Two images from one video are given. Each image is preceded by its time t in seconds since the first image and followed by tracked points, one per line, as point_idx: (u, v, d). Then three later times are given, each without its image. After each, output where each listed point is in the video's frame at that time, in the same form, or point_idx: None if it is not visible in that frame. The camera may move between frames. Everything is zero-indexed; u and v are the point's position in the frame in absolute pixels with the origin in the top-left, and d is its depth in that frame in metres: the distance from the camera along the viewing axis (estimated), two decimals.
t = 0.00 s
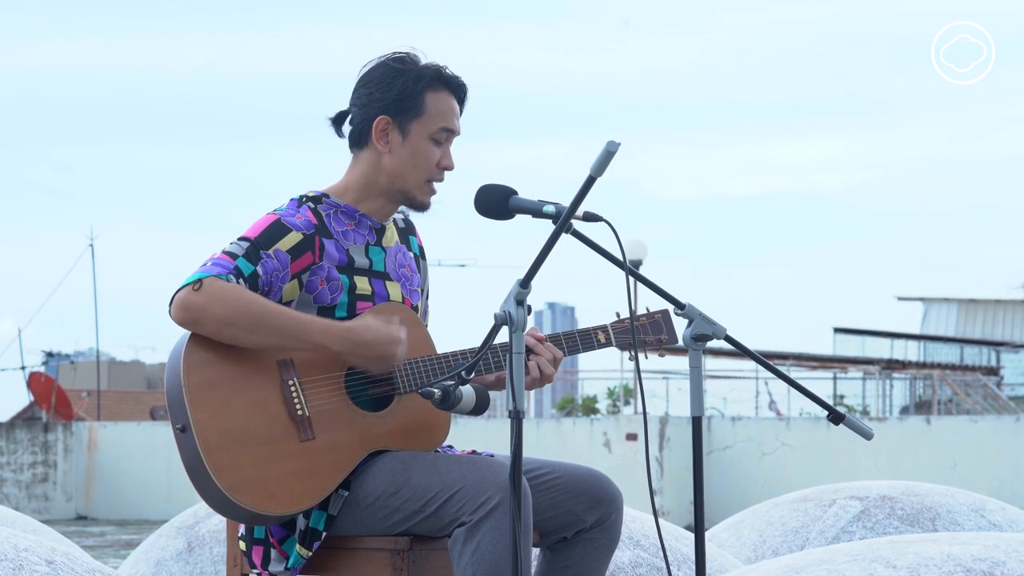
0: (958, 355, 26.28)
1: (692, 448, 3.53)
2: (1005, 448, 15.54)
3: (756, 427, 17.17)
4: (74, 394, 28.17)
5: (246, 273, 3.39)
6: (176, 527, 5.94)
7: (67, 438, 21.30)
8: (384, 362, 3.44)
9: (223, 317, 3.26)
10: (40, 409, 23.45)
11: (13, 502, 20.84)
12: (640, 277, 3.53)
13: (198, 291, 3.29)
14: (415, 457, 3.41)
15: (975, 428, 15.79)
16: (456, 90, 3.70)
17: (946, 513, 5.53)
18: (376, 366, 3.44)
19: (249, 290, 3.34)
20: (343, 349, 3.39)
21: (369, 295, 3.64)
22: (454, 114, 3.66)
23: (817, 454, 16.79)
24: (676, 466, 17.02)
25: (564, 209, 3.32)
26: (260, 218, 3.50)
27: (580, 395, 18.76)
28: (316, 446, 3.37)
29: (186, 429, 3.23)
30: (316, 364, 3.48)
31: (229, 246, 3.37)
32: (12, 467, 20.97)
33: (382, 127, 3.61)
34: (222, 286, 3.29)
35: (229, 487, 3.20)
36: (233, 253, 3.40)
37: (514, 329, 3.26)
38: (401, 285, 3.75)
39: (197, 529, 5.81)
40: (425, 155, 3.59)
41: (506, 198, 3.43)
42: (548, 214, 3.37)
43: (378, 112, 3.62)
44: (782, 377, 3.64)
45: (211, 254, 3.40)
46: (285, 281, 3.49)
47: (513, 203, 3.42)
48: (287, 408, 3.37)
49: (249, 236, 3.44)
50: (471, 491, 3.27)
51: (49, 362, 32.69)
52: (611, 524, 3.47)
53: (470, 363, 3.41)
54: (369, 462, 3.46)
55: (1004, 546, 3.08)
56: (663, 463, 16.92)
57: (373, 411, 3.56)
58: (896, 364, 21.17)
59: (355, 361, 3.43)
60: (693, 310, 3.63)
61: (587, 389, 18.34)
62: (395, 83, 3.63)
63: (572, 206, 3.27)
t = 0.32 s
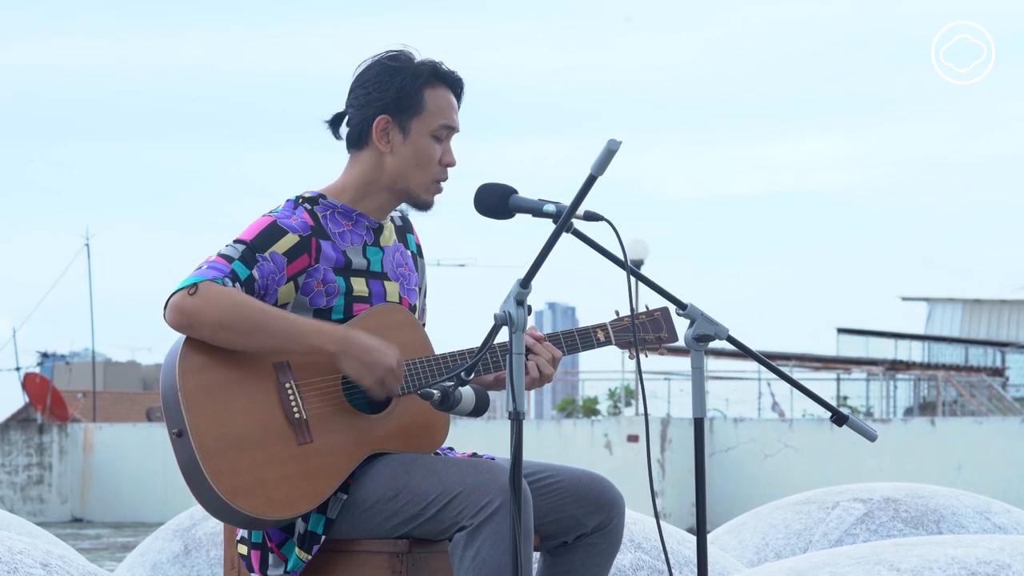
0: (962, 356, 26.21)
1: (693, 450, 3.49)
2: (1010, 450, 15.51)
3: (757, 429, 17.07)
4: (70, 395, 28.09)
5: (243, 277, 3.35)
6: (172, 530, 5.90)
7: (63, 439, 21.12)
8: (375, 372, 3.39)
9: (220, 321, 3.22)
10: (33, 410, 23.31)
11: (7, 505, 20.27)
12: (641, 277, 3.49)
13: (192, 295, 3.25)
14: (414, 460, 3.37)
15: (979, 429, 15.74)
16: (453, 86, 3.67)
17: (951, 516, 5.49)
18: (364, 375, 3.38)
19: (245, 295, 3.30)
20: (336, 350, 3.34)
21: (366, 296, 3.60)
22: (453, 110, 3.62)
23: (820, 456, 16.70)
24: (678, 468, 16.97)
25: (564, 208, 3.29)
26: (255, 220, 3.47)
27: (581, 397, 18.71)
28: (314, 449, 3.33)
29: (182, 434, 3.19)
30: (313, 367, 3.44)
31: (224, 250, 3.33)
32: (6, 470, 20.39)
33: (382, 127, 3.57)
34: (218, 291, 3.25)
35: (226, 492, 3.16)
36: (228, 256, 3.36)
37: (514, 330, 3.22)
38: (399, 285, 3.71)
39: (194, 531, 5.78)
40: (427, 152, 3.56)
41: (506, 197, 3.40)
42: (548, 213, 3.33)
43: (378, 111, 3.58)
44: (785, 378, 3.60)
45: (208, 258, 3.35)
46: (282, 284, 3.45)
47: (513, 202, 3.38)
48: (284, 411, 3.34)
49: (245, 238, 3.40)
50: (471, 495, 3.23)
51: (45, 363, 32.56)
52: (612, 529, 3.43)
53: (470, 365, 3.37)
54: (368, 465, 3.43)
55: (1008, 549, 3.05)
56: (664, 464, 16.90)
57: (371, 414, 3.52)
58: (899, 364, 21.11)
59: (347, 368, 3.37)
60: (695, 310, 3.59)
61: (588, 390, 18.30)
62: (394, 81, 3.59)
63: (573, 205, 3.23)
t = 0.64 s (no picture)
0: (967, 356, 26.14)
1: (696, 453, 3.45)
2: (1015, 453, 15.48)
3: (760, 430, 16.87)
4: (65, 396, 28.04)
5: (243, 282, 3.31)
6: (169, 533, 5.86)
7: (59, 440, 20.94)
8: (354, 411, 3.23)
9: (218, 327, 3.18)
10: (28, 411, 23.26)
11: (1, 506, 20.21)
12: (642, 277, 3.46)
13: (191, 297, 3.21)
14: (413, 461, 3.34)
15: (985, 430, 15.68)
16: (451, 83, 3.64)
17: (955, 518, 5.45)
18: (343, 413, 3.23)
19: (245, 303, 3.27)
20: (324, 382, 3.24)
21: (361, 297, 3.57)
22: (451, 108, 3.60)
23: (821, 459, 16.54)
24: (679, 470, 16.93)
25: (565, 207, 3.25)
26: (251, 219, 3.43)
27: (582, 398, 18.65)
28: (310, 450, 3.30)
29: (178, 435, 3.16)
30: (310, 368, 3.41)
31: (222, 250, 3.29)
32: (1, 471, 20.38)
33: (380, 123, 3.54)
34: (219, 296, 3.22)
35: (223, 492, 3.12)
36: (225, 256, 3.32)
37: (514, 331, 3.18)
38: (392, 286, 3.68)
39: (191, 534, 5.74)
40: (425, 148, 3.53)
41: (506, 196, 3.36)
42: (549, 213, 3.29)
43: (376, 108, 3.55)
44: (787, 379, 3.57)
45: (206, 259, 3.31)
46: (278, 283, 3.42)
47: (513, 201, 3.35)
48: (281, 413, 3.31)
49: (242, 238, 3.36)
50: (469, 497, 3.20)
51: (39, 365, 32.54)
52: (612, 533, 3.40)
53: (469, 367, 3.34)
54: (365, 466, 3.39)
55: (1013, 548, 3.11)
56: (666, 466, 16.86)
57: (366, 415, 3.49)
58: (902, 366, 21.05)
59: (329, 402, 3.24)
60: (696, 310, 3.56)
61: (589, 391, 18.26)
62: (391, 77, 3.57)
63: (574, 204, 3.19)
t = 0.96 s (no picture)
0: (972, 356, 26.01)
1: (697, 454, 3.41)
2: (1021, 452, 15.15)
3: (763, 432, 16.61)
4: (60, 397, 27.96)
5: (237, 272, 3.28)
6: (166, 535, 5.83)
7: (54, 442, 20.75)
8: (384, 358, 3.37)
9: (216, 315, 3.15)
10: (23, 412, 23.17)
11: None
12: (643, 277, 3.43)
13: (190, 289, 3.17)
14: (414, 461, 3.30)
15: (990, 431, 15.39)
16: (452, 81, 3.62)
17: (960, 520, 5.42)
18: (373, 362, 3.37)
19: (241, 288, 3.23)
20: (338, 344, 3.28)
21: (361, 295, 3.52)
22: (453, 106, 3.57)
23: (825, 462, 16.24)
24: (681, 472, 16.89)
25: (566, 205, 3.21)
26: (249, 215, 3.39)
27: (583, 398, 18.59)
28: (312, 449, 3.26)
29: (178, 435, 3.12)
30: (310, 365, 3.37)
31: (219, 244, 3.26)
32: None
33: (381, 119, 3.51)
34: (215, 285, 3.18)
35: (224, 491, 3.09)
36: (223, 251, 3.29)
37: (514, 330, 3.15)
38: (394, 285, 3.63)
39: (187, 536, 5.71)
40: (426, 144, 3.50)
41: (506, 194, 3.33)
42: (549, 212, 3.26)
43: (377, 103, 3.52)
44: (791, 380, 3.53)
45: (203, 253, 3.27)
46: (276, 279, 3.38)
47: (513, 200, 3.31)
48: (282, 410, 3.27)
49: (239, 233, 3.33)
50: (471, 497, 3.16)
51: (35, 366, 32.50)
52: (614, 531, 3.36)
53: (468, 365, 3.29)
54: (367, 465, 3.35)
55: (1016, 554, 3.42)
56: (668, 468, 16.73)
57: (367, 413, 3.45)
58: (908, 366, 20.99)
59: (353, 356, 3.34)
60: (699, 311, 3.52)
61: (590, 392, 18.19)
62: (393, 72, 3.54)
63: (575, 203, 3.16)
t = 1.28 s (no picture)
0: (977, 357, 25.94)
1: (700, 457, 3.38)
2: None
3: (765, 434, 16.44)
4: (58, 398, 27.90)
5: (240, 273, 3.24)
6: (162, 537, 5.79)
7: (49, 444, 20.63)
8: (372, 379, 3.22)
9: (215, 315, 3.11)
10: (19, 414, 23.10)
11: None
12: (645, 277, 3.39)
13: (188, 289, 3.14)
14: (412, 464, 3.26)
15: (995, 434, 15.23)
16: (448, 72, 3.58)
17: (964, 523, 5.39)
18: (362, 380, 3.21)
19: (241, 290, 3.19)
20: (333, 352, 3.19)
21: (363, 297, 3.49)
22: (448, 95, 3.53)
23: (828, 463, 16.09)
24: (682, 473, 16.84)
25: (567, 205, 3.18)
26: (252, 214, 3.36)
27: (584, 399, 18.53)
28: (308, 453, 3.22)
29: (174, 435, 3.09)
30: (310, 368, 3.33)
31: (221, 244, 3.22)
32: None
33: (375, 115, 3.50)
34: (215, 285, 3.14)
35: (219, 493, 3.05)
36: (225, 250, 3.25)
37: (514, 331, 3.11)
38: (397, 286, 3.60)
39: (184, 539, 5.67)
40: (421, 135, 3.46)
41: (506, 194, 3.29)
42: (550, 211, 3.22)
43: (370, 102, 3.52)
44: (794, 381, 3.49)
45: (204, 252, 3.23)
46: (278, 280, 3.34)
47: (513, 199, 3.28)
48: (279, 413, 3.23)
49: (242, 233, 3.29)
50: (470, 502, 3.12)
51: (30, 366, 32.47)
52: (615, 537, 3.32)
53: (469, 368, 3.24)
54: (364, 469, 3.31)
55: (1022, 557, 3.39)
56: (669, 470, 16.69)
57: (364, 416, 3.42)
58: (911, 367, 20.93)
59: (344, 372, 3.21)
60: (701, 311, 3.48)
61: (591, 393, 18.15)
62: (383, 69, 3.54)
63: (576, 202, 3.12)
